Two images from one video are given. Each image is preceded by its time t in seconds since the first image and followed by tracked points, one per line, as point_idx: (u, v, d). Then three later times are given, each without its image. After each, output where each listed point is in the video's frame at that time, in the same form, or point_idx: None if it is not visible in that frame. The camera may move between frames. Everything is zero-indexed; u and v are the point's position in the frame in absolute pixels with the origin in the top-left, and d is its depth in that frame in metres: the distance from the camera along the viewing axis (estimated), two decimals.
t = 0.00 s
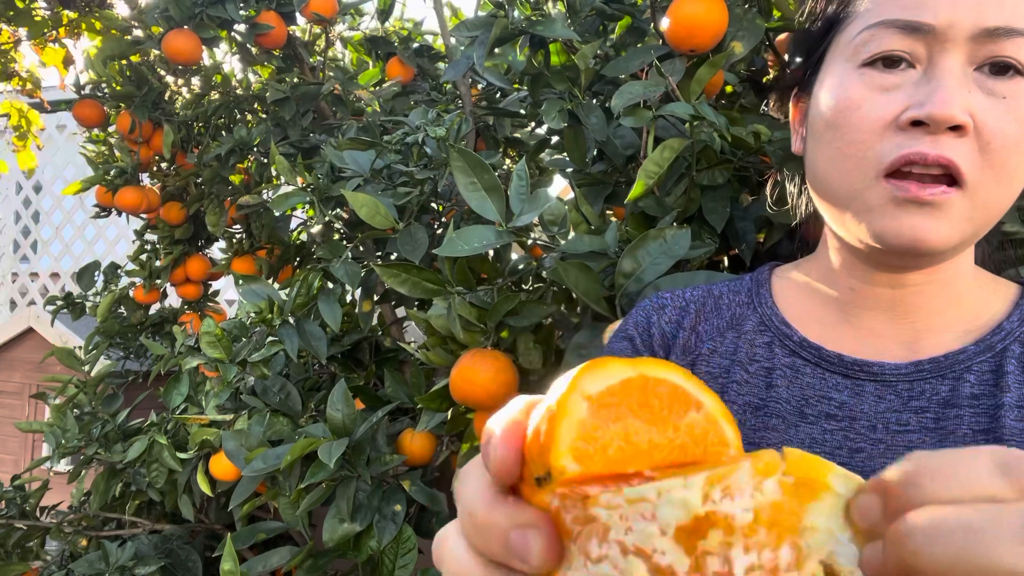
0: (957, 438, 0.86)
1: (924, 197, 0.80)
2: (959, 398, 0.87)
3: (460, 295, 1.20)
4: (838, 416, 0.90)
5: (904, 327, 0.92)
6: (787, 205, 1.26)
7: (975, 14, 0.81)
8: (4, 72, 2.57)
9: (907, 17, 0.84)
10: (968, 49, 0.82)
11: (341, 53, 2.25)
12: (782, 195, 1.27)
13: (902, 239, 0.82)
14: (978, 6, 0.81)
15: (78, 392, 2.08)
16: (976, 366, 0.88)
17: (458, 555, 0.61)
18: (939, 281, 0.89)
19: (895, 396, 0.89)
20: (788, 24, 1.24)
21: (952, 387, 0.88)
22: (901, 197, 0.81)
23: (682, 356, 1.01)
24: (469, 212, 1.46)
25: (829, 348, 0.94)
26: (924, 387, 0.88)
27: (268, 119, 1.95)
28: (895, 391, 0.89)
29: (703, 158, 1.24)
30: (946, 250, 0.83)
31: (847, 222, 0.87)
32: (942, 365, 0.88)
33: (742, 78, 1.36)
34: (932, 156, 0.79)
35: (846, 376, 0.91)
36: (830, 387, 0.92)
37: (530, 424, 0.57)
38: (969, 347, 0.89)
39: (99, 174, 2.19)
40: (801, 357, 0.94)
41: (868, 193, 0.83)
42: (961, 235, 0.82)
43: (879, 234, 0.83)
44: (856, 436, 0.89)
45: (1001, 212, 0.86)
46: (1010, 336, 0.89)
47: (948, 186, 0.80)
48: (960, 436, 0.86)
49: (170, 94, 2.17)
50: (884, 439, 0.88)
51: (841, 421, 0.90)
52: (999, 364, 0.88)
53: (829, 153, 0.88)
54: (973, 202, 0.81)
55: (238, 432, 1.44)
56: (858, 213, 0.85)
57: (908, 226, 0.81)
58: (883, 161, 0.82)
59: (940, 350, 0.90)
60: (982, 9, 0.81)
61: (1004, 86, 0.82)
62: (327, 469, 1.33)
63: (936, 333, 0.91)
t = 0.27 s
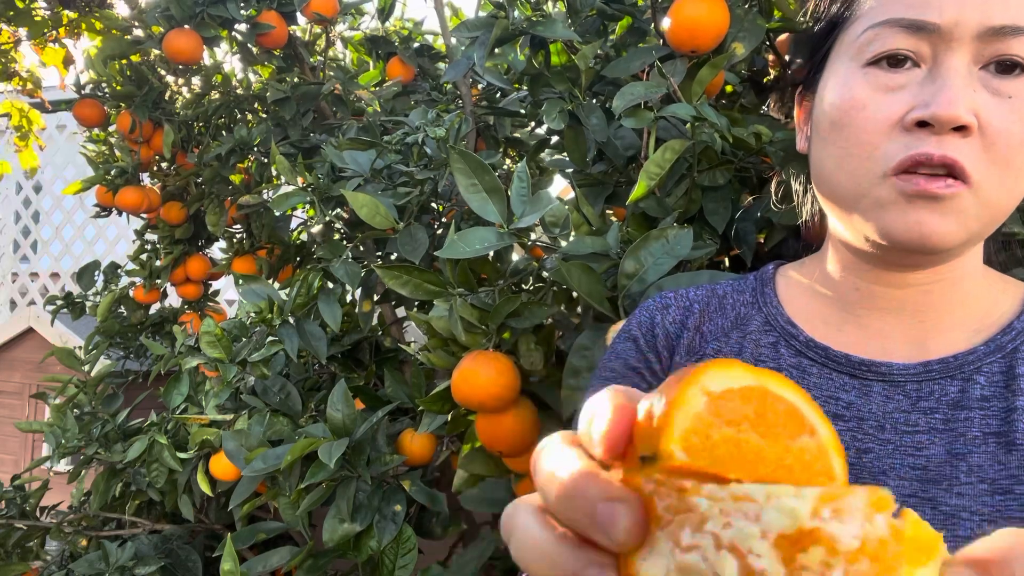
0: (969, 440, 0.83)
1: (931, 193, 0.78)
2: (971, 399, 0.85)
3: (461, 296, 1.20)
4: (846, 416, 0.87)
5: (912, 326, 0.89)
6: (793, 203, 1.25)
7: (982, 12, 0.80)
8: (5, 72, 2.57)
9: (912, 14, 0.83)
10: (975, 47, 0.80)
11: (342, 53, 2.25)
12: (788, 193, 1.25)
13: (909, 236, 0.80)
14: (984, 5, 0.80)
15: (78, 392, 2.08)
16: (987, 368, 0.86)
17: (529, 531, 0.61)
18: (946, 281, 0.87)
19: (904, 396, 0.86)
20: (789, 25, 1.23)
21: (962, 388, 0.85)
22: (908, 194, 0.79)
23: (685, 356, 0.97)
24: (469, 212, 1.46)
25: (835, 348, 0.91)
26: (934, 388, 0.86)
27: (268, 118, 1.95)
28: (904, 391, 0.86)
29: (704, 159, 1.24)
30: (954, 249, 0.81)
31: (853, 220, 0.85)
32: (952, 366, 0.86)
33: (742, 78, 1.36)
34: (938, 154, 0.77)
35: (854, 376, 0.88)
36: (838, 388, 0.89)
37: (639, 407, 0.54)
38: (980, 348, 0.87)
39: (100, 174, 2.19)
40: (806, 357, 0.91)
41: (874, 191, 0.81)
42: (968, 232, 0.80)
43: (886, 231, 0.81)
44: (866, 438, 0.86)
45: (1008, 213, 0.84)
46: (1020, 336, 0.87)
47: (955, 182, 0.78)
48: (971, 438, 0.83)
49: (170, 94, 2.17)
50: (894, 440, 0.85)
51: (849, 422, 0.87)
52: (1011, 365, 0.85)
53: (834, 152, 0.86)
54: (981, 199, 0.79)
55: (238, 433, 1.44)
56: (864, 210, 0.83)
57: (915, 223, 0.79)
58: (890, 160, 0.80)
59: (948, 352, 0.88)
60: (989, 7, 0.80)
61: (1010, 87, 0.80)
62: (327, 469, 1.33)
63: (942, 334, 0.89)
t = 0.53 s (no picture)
0: (979, 441, 0.88)
1: (926, 191, 0.82)
2: (978, 400, 0.90)
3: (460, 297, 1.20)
4: (855, 416, 0.92)
5: (910, 327, 0.96)
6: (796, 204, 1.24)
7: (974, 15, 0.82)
8: (4, 72, 2.57)
9: (908, 16, 0.86)
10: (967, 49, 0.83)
11: (342, 53, 2.24)
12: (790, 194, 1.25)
13: (905, 233, 0.84)
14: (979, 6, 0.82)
15: (78, 392, 2.08)
16: (994, 369, 0.91)
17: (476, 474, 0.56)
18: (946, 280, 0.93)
19: (912, 397, 0.91)
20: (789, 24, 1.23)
21: (970, 390, 0.90)
22: (903, 191, 0.83)
23: (690, 354, 1.01)
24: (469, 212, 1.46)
25: (842, 348, 0.96)
26: (941, 388, 0.91)
27: (268, 118, 1.95)
28: (911, 391, 0.91)
29: (704, 159, 1.24)
30: (951, 245, 0.85)
31: (851, 221, 0.89)
32: (959, 367, 0.91)
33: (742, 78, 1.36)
34: (931, 154, 0.82)
35: (862, 375, 0.93)
36: (847, 388, 0.94)
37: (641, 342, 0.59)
38: (987, 348, 0.92)
39: (99, 174, 2.19)
40: (814, 357, 0.96)
41: (869, 190, 0.85)
42: (966, 229, 0.84)
43: (882, 229, 0.85)
44: (875, 436, 0.90)
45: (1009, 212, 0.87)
46: None
47: (950, 179, 0.82)
48: (981, 439, 0.88)
49: (170, 94, 2.16)
50: (903, 440, 0.89)
51: (859, 421, 0.92)
52: (1015, 368, 0.91)
53: (829, 152, 0.89)
54: (978, 197, 0.83)
55: (238, 433, 1.44)
56: (860, 209, 0.87)
57: (911, 221, 0.83)
58: (885, 159, 0.84)
59: (956, 352, 0.94)
60: (982, 9, 0.82)
61: (1005, 82, 0.83)
62: (327, 469, 1.33)
63: (944, 332, 0.95)
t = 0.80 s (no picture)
0: (972, 434, 0.85)
1: (913, 193, 0.81)
2: (971, 393, 0.88)
3: (460, 295, 1.20)
4: (849, 410, 0.90)
5: (903, 325, 0.95)
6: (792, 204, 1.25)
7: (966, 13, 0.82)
8: (5, 72, 2.57)
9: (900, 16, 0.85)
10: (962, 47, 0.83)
11: (342, 53, 2.24)
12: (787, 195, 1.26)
13: (893, 233, 0.83)
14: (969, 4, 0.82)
15: (78, 392, 2.08)
16: (987, 362, 0.89)
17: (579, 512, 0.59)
18: (940, 278, 0.92)
19: (906, 390, 0.89)
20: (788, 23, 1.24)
21: (963, 382, 0.88)
22: (890, 194, 0.82)
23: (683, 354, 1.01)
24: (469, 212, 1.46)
25: (835, 344, 0.95)
26: (935, 381, 0.89)
27: (268, 118, 1.95)
28: (905, 385, 0.89)
29: (703, 158, 1.24)
30: (941, 244, 0.84)
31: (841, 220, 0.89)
32: (952, 360, 0.89)
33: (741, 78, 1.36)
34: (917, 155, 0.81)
35: (856, 371, 0.91)
36: (841, 383, 0.92)
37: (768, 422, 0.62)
38: (981, 342, 0.90)
39: (99, 174, 2.19)
40: (808, 354, 0.95)
41: (857, 190, 0.85)
42: (954, 230, 0.82)
43: (871, 231, 0.84)
44: (869, 431, 0.88)
45: (1000, 209, 0.86)
46: (1020, 332, 0.90)
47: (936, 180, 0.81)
48: (974, 432, 0.85)
49: (170, 94, 2.16)
50: (896, 434, 0.87)
51: (853, 416, 0.89)
52: (1011, 361, 0.89)
53: (821, 153, 0.89)
54: (965, 197, 0.82)
55: (238, 432, 1.44)
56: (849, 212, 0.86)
57: (899, 222, 0.82)
58: (873, 159, 0.84)
59: (949, 345, 0.92)
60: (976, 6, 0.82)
61: (992, 82, 0.82)
62: (327, 469, 1.33)
63: (938, 329, 0.94)
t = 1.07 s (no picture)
0: (959, 425, 0.84)
1: (910, 194, 0.78)
2: (960, 386, 0.87)
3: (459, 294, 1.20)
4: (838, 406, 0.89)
5: (896, 325, 0.92)
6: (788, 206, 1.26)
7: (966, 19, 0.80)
8: (5, 72, 2.57)
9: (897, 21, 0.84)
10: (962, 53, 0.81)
11: (342, 53, 2.25)
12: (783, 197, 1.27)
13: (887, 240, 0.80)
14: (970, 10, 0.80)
15: (78, 392, 2.08)
16: (976, 356, 0.88)
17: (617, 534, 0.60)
18: (936, 280, 0.89)
19: (896, 384, 0.88)
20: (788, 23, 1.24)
21: (952, 375, 0.87)
22: (885, 193, 0.79)
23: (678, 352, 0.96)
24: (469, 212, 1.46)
25: (828, 341, 0.93)
26: (924, 374, 0.88)
27: (268, 118, 1.95)
28: (896, 379, 0.88)
29: (702, 158, 1.25)
30: (933, 253, 0.82)
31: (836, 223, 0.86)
32: (942, 355, 0.88)
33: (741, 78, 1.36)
34: (914, 155, 0.78)
35: (848, 366, 0.90)
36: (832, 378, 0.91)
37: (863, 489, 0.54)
38: (971, 337, 0.89)
39: (100, 174, 2.20)
40: (801, 350, 0.93)
41: (853, 195, 0.82)
42: (948, 235, 0.80)
43: (866, 231, 0.81)
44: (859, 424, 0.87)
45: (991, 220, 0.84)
46: (1010, 328, 0.90)
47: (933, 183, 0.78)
48: (961, 423, 0.84)
49: (170, 94, 2.17)
50: (885, 427, 0.86)
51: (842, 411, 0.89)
52: (1000, 355, 0.88)
53: (819, 154, 0.87)
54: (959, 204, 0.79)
55: (238, 432, 1.44)
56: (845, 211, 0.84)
57: (895, 223, 0.79)
58: (868, 165, 0.80)
59: (936, 342, 0.90)
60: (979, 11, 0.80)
61: (988, 92, 0.81)
62: (327, 468, 1.33)
63: (931, 329, 0.91)
